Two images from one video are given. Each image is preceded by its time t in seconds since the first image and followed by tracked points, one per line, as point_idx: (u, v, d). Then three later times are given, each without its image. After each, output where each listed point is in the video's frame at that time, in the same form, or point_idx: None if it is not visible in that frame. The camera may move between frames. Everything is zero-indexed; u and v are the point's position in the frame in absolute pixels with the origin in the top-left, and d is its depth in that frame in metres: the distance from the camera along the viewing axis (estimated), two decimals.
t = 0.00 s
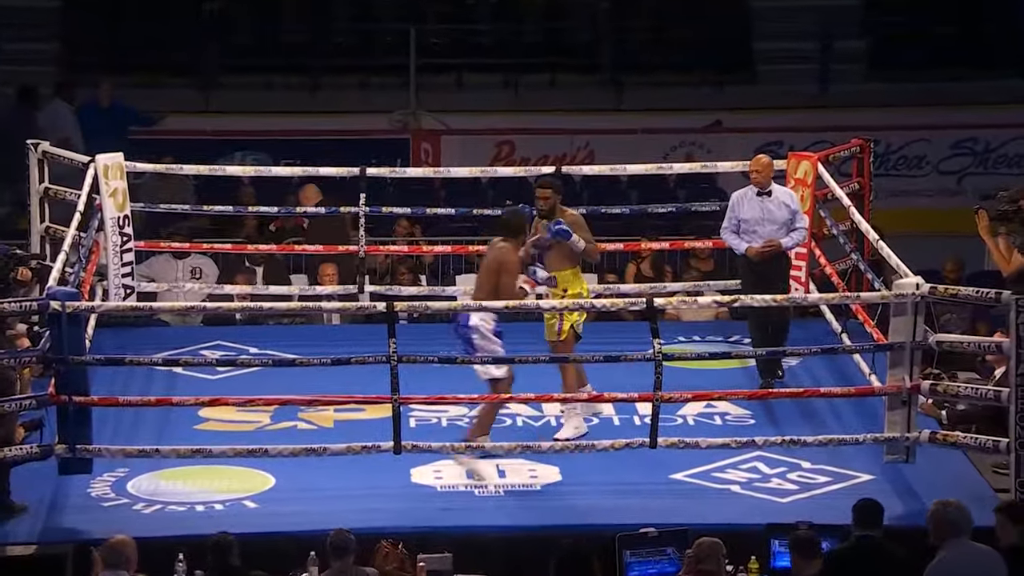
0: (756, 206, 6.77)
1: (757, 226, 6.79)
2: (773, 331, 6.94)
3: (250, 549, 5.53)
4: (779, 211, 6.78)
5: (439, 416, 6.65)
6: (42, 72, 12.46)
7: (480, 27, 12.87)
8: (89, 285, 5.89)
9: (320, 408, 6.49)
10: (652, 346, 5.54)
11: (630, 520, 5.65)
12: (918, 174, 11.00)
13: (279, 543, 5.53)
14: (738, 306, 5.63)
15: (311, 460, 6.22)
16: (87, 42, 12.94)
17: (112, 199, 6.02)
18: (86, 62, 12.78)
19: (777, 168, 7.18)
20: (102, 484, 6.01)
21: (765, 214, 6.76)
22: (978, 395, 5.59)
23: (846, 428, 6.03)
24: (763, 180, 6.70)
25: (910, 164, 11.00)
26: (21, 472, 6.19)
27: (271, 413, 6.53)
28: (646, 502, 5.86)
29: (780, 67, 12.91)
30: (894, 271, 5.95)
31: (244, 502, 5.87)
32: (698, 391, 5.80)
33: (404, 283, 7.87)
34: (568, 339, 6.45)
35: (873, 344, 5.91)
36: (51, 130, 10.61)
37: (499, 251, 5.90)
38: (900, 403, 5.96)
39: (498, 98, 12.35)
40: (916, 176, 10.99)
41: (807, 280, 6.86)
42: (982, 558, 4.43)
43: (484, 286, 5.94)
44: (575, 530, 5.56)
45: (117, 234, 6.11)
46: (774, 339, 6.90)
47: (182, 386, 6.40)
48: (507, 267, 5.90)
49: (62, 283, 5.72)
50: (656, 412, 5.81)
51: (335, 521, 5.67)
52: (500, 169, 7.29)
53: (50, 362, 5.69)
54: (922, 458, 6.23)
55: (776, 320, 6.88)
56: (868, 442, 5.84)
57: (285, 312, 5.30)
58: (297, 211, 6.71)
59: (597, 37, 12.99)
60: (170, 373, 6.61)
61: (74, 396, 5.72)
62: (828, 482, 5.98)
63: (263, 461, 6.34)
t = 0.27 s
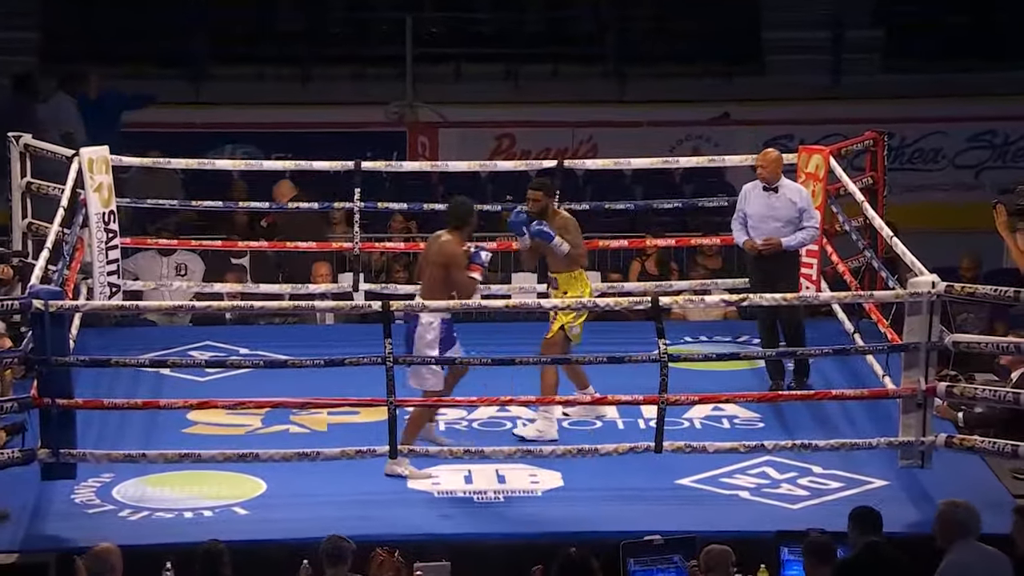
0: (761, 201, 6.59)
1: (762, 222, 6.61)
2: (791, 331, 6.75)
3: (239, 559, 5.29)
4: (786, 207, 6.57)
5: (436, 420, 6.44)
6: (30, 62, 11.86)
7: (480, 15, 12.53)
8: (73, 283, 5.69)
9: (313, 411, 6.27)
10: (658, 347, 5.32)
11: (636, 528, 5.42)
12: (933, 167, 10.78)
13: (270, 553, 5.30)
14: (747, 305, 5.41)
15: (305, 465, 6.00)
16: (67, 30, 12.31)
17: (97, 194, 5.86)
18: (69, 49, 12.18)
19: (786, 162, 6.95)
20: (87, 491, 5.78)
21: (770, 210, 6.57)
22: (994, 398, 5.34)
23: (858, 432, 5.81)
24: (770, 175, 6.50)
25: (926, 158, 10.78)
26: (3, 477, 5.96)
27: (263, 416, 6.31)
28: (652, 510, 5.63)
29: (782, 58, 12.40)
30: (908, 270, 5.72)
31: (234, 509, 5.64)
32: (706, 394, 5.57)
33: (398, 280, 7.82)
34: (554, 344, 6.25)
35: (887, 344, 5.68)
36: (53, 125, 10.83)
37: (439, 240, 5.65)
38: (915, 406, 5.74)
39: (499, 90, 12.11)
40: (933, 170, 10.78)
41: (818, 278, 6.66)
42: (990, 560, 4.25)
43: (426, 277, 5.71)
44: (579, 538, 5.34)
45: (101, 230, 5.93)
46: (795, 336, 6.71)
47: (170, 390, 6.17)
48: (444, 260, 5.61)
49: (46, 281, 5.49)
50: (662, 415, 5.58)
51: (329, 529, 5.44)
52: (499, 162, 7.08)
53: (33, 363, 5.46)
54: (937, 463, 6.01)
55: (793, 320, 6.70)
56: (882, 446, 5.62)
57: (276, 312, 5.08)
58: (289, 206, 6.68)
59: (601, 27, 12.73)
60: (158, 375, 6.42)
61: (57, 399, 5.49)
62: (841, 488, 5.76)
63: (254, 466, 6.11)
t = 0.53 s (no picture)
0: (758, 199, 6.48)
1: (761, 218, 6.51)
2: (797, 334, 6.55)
3: (229, 568, 5.08)
4: (780, 207, 6.41)
5: (434, 423, 6.25)
6: (14, 50, 11.86)
7: (480, 5, 12.31)
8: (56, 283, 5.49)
9: (306, 413, 6.07)
10: (664, 347, 5.11)
11: (641, 535, 5.21)
12: (950, 160, 10.57)
13: (262, 561, 5.10)
14: (757, 304, 5.19)
15: (298, 470, 5.79)
16: (54, 21, 12.09)
17: (82, 188, 5.76)
18: (58, 38, 11.99)
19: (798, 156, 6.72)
20: (71, 497, 5.57)
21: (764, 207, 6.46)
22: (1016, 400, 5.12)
23: (872, 436, 5.60)
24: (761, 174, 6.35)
25: (942, 151, 10.58)
26: None
27: (255, 419, 6.11)
28: (659, 516, 5.42)
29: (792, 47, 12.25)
30: (925, 267, 5.50)
31: (225, 515, 5.43)
32: (714, 397, 5.36)
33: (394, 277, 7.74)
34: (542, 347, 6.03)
35: (903, 344, 5.45)
36: (55, 116, 10.22)
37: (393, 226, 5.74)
38: (931, 409, 5.52)
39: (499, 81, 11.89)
40: (949, 163, 10.58)
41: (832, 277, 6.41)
42: (986, 563, 4.05)
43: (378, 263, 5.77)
44: (582, 546, 5.12)
45: (86, 226, 5.84)
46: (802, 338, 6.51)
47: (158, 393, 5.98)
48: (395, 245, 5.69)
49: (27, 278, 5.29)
50: (667, 418, 5.37)
51: (323, 535, 5.23)
52: (500, 156, 6.89)
53: (14, 366, 5.25)
54: (955, 467, 5.79)
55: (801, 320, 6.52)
56: (897, 451, 5.39)
57: (268, 310, 4.86)
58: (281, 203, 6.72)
59: (607, 16, 12.51)
60: (145, 376, 6.27)
61: (39, 402, 5.28)
62: (853, 494, 5.55)
63: (246, 472, 5.90)
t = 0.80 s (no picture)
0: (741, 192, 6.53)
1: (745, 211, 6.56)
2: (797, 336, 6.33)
3: None
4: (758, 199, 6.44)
5: (432, 426, 6.05)
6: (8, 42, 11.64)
7: None
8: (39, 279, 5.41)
9: (299, 416, 5.87)
10: (671, 347, 4.90)
11: (650, 543, 4.99)
12: (973, 153, 10.40)
13: (254, 570, 4.89)
14: (769, 302, 4.92)
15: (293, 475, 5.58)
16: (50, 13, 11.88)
17: (67, 182, 5.75)
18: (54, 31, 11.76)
19: (810, 149, 6.49)
20: (55, 503, 5.36)
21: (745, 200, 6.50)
22: None
23: (888, 440, 5.39)
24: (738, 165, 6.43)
25: (962, 144, 10.39)
26: None
27: (247, 422, 5.91)
28: (668, 522, 5.21)
29: (806, 35, 12.16)
30: (945, 264, 5.27)
31: (216, 522, 5.22)
32: (724, 400, 5.13)
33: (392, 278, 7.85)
34: (531, 336, 5.84)
35: (920, 346, 5.23)
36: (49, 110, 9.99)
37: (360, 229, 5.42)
38: (949, 411, 5.29)
39: (500, 73, 11.69)
40: (969, 157, 10.40)
41: (846, 275, 6.20)
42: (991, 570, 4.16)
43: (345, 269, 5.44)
44: (587, 554, 4.92)
45: (72, 222, 5.86)
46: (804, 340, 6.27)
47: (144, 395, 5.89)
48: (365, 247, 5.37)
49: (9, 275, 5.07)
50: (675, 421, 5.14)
51: (319, 543, 5.01)
52: (501, 150, 6.70)
53: None
54: (974, 472, 5.58)
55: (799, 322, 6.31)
56: (915, 456, 5.16)
57: (261, 308, 4.59)
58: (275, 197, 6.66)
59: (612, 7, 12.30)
60: (130, 378, 6.21)
61: (23, 405, 5.06)
62: (869, 500, 5.34)
63: (239, 477, 5.70)
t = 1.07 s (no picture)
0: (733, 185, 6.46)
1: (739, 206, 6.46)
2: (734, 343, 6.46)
3: None
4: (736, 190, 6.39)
5: (434, 431, 5.86)
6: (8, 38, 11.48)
7: None
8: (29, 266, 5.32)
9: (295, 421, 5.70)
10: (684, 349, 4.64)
11: (661, 552, 4.78)
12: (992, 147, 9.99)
13: None
14: (785, 301, 4.65)
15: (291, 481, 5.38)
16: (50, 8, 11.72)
17: (54, 175, 5.73)
18: (54, 26, 11.60)
19: (827, 143, 6.41)
20: (42, 511, 5.16)
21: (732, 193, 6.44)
22: None
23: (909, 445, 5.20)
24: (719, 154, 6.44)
25: (984, 137, 9.98)
26: None
27: (242, 426, 5.72)
28: (681, 531, 4.99)
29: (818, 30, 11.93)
30: (968, 261, 5.03)
31: (209, 530, 5.01)
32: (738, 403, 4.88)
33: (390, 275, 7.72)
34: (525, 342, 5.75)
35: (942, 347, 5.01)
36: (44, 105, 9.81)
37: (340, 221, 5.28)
38: (973, 416, 5.05)
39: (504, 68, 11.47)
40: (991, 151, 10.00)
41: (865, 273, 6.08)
42: None
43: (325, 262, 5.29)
44: (596, 564, 4.70)
45: (59, 219, 5.88)
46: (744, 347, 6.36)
47: (136, 398, 5.92)
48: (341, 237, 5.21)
49: None
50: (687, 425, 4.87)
51: (317, 552, 4.80)
52: (506, 143, 6.51)
53: None
54: (1000, 480, 5.37)
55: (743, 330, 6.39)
56: (937, 462, 4.92)
57: (257, 309, 4.37)
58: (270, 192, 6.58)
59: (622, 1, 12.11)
60: (121, 379, 6.25)
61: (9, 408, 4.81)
62: (889, 508, 5.13)
63: (234, 483, 5.49)
